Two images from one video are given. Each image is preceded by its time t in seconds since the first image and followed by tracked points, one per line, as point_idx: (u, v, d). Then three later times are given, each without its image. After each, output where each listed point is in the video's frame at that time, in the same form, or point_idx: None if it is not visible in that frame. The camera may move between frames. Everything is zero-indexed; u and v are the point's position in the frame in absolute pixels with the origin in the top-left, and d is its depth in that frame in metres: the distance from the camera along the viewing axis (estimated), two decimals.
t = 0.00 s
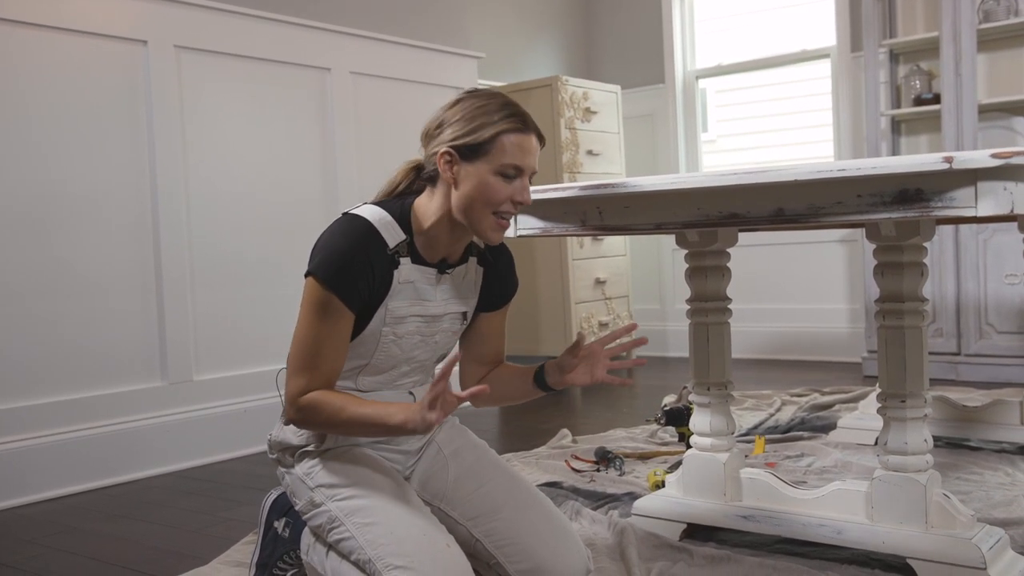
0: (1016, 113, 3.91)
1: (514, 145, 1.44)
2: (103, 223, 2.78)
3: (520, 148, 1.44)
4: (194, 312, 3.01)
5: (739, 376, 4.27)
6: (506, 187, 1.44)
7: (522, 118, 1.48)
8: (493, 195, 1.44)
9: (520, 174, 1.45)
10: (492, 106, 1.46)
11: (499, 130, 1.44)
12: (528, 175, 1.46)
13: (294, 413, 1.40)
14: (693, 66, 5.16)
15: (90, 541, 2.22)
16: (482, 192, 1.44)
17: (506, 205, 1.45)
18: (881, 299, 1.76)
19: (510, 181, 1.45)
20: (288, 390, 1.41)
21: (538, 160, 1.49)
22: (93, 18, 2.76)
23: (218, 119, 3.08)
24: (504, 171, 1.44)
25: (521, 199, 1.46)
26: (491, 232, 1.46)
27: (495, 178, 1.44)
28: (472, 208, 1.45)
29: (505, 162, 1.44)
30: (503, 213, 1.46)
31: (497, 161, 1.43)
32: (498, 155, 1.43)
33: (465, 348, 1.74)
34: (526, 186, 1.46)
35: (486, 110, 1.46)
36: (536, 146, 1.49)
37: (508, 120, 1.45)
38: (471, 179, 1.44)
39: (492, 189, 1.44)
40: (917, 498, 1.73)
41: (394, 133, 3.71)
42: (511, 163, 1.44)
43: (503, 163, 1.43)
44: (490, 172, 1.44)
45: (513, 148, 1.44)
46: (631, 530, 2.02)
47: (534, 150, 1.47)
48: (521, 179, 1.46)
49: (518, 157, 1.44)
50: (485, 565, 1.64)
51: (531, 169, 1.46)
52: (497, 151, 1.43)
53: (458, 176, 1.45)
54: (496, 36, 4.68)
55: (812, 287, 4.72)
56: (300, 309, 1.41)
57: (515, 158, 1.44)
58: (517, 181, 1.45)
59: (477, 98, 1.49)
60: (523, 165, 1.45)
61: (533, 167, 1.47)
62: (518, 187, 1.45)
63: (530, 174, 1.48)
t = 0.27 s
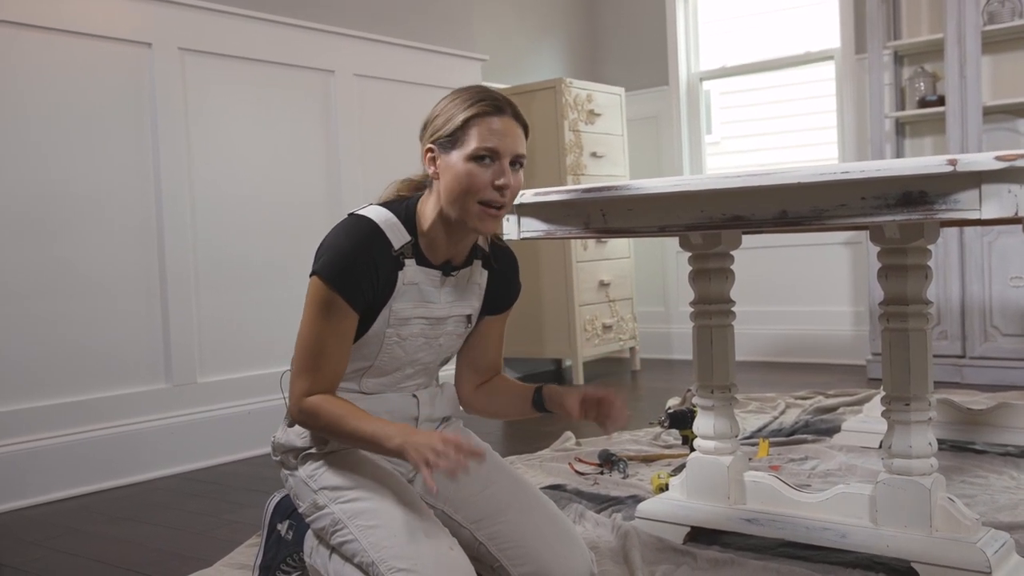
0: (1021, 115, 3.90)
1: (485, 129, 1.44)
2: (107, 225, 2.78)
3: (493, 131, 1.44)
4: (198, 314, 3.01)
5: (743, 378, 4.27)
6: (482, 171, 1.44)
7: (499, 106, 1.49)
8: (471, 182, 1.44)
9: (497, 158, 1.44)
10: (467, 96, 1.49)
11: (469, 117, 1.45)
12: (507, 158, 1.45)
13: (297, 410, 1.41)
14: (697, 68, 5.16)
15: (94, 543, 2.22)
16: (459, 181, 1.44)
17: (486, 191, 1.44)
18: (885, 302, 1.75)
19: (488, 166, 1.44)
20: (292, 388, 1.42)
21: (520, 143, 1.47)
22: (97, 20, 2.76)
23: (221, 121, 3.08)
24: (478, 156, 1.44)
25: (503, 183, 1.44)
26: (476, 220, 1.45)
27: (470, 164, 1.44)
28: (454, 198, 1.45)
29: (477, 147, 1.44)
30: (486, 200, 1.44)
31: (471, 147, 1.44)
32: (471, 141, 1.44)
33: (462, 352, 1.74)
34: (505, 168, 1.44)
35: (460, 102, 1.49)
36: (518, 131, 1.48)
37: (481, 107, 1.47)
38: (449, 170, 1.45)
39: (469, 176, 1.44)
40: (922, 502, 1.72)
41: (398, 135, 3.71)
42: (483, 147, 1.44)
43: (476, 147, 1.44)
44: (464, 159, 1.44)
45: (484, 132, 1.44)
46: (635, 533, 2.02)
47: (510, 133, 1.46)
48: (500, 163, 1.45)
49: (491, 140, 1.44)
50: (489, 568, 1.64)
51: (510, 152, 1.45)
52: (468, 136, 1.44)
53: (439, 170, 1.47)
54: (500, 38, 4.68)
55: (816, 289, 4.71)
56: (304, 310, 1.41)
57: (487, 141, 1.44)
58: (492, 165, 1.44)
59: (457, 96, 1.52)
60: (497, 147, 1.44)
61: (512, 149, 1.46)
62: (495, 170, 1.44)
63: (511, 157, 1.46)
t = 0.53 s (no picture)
0: None
1: (460, 116, 1.46)
2: (115, 225, 2.79)
3: (466, 117, 1.46)
4: (206, 313, 3.02)
5: (751, 376, 4.26)
6: (463, 157, 1.45)
7: (476, 95, 1.51)
8: (455, 170, 1.45)
9: (477, 142, 1.46)
10: (441, 90, 1.52)
11: (443, 109, 1.48)
12: (487, 140, 1.46)
13: (299, 408, 1.42)
14: (705, 66, 5.15)
15: (103, 541, 2.23)
16: (442, 171, 1.46)
17: (472, 175, 1.44)
18: (892, 300, 1.75)
19: (469, 152, 1.46)
20: (293, 385, 1.42)
21: (499, 123, 1.48)
22: (106, 20, 2.77)
23: (229, 121, 3.09)
24: (457, 144, 1.45)
25: (485, 164, 1.44)
26: (469, 206, 1.45)
27: (451, 152, 1.46)
28: (442, 188, 1.46)
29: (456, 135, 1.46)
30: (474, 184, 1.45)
31: (448, 137, 1.46)
32: (447, 131, 1.47)
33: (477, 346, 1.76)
34: (486, 150, 1.45)
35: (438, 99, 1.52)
36: (496, 112, 1.49)
37: (454, 98, 1.49)
38: (434, 163, 1.48)
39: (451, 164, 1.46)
40: (930, 500, 1.72)
41: (405, 134, 3.71)
42: (460, 134, 1.45)
43: (453, 136, 1.46)
44: (445, 148, 1.46)
45: (459, 119, 1.46)
46: (642, 531, 2.01)
47: (486, 115, 1.47)
48: (480, 146, 1.46)
49: (465, 125, 1.46)
50: (495, 566, 1.64)
51: (488, 133, 1.46)
52: (446, 127, 1.47)
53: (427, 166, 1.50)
54: (507, 37, 4.68)
55: (825, 288, 4.70)
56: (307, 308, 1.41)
57: (463, 127, 1.46)
58: (472, 149, 1.45)
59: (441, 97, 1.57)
60: (474, 132, 1.46)
61: (490, 130, 1.47)
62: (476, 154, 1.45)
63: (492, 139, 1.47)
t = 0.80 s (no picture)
0: None
1: (450, 119, 1.47)
2: (119, 227, 2.80)
3: (454, 119, 1.46)
4: (210, 315, 3.02)
5: (755, 379, 4.25)
6: (454, 160, 1.45)
7: (467, 96, 1.51)
8: (445, 173, 1.45)
9: (467, 144, 1.45)
10: (432, 93, 1.52)
11: (432, 112, 1.49)
12: (477, 142, 1.45)
13: (305, 413, 1.41)
14: (709, 68, 5.15)
15: (107, 543, 2.23)
16: (433, 174, 1.46)
17: (463, 177, 1.44)
18: (896, 302, 1.75)
19: (459, 154, 1.45)
20: (298, 391, 1.41)
21: (489, 123, 1.48)
22: (111, 23, 2.78)
23: (232, 123, 3.10)
24: (447, 147, 1.46)
25: (475, 166, 1.44)
26: (462, 209, 1.44)
27: (442, 155, 1.46)
28: (434, 191, 1.46)
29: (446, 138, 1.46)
30: (465, 187, 1.44)
31: (438, 140, 1.47)
32: (437, 135, 1.47)
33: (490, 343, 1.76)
34: (476, 152, 1.45)
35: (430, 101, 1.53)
36: (486, 113, 1.49)
37: (444, 100, 1.50)
38: (427, 166, 1.48)
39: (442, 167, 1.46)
40: (934, 503, 1.71)
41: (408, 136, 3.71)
42: (450, 137, 1.46)
43: (442, 139, 1.46)
44: (436, 152, 1.46)
45: (447, 122, 1.47)
46: (646, 534, 2.01)
47: (475, 115, 1.47)
48: (470, 148, 1.45)
49: (454, 127, 1.46)
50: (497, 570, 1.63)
51: (477, 134, 1.46)
52: (437, 130, 1.47)
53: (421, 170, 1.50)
54: (510, 39, 4.68)
55: (829, 290, 4.69)
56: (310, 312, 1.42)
57: (453, 129, 1.46)
58: (462, 151, 1.45)
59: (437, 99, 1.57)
60: (464, 134, 1.45)
61: (479, 130, 1.46)
62: (466, 156, 1.45)
63: (483, 139, 1.47)
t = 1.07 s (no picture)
0: None
1: (460, 124, 1.46)
2: (121, 228, 2.80)
3: (463, 124, 1.46)
4: (212, 317, 3.02)
5: (758, 380, 4.25)
6: (463, 166, 1.45)
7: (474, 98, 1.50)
8: (455, 179, 1.44)
9: (476, 150, 1.45)
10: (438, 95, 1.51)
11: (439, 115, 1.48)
12: (487, 148, 1.45)
13: (308, 417, 1.40)
14: (711, 69, 5.15)
15: (109, 544, 2.23)
16: (440, 179, 1.46)
17: (473, 184, 1.44)
18: (900, 304, 1.74)
19: (469, 160, 1.45)
20: (300, 394, 1.41)
21: (497, 129, 1.48)
22: (113, 24, 2.78)
23: (235, 124, 3.10)
24: (456, 152, 1.45)
25: (485, 173, 1.44)
26: (472, 215, 1.45)
27: (451, 161, 1.45)
28: (442, 197, 1.46)
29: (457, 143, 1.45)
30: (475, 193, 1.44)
31: (446, 145, 1.46)
32: (446, 140, 1.46)
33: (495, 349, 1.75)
34: (486, 159, 1.45)
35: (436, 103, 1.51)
36: (495, 118, 1.49)
37: (451, 104, 1.48)
38: (434, 170, 1.47)
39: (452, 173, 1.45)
40: (937, 506, 1.71)
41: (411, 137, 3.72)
42: (461, 142, 1.45)
43: (451, 145, 1.45)
44: (445, 157, 1.46)
45: (456, 127, 1.46)
46: (648, 536, 2.01)
47: (484, 122, 1.46)
48: (479, 154, 1.45)
49: (463, 133, 1.45)
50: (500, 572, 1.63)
51: (487, 140, 1.45)
52: (445, 134, 1.46)
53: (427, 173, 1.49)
54: (513, 40, 4.69)
55: (832, 291, 4.69)
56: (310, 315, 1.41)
57: (464, 135, 1.45)
58: (474, 158, 1.45)
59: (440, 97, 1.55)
60: (474, 140, 1.45)
61: (488, 137, 1.46)
62: (477, 162, 1.45)
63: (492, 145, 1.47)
